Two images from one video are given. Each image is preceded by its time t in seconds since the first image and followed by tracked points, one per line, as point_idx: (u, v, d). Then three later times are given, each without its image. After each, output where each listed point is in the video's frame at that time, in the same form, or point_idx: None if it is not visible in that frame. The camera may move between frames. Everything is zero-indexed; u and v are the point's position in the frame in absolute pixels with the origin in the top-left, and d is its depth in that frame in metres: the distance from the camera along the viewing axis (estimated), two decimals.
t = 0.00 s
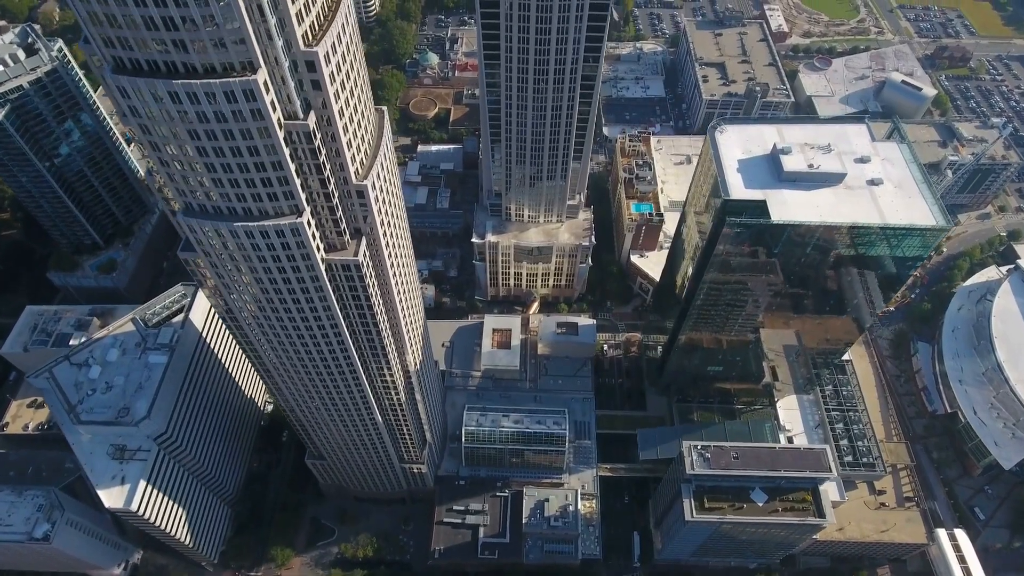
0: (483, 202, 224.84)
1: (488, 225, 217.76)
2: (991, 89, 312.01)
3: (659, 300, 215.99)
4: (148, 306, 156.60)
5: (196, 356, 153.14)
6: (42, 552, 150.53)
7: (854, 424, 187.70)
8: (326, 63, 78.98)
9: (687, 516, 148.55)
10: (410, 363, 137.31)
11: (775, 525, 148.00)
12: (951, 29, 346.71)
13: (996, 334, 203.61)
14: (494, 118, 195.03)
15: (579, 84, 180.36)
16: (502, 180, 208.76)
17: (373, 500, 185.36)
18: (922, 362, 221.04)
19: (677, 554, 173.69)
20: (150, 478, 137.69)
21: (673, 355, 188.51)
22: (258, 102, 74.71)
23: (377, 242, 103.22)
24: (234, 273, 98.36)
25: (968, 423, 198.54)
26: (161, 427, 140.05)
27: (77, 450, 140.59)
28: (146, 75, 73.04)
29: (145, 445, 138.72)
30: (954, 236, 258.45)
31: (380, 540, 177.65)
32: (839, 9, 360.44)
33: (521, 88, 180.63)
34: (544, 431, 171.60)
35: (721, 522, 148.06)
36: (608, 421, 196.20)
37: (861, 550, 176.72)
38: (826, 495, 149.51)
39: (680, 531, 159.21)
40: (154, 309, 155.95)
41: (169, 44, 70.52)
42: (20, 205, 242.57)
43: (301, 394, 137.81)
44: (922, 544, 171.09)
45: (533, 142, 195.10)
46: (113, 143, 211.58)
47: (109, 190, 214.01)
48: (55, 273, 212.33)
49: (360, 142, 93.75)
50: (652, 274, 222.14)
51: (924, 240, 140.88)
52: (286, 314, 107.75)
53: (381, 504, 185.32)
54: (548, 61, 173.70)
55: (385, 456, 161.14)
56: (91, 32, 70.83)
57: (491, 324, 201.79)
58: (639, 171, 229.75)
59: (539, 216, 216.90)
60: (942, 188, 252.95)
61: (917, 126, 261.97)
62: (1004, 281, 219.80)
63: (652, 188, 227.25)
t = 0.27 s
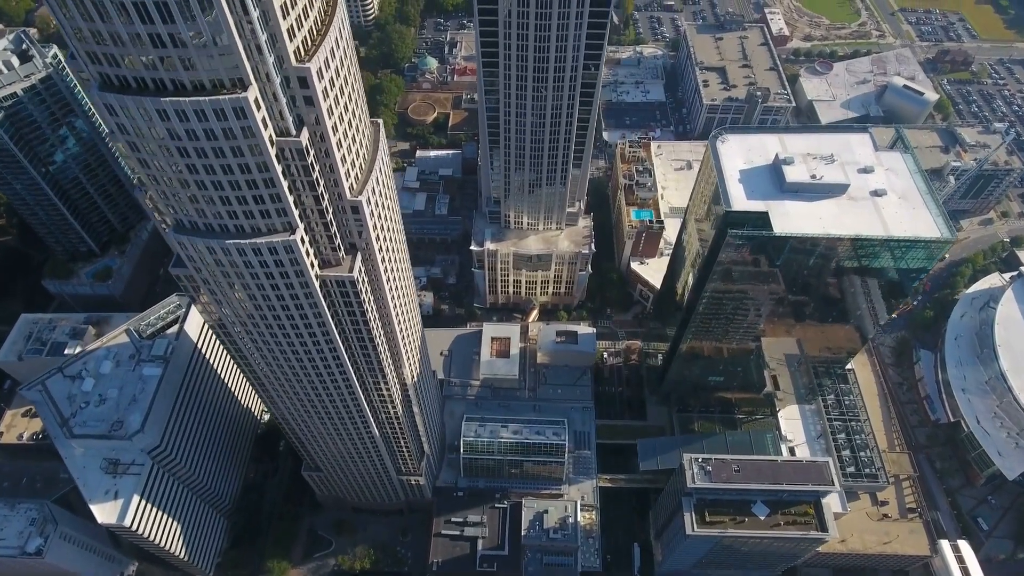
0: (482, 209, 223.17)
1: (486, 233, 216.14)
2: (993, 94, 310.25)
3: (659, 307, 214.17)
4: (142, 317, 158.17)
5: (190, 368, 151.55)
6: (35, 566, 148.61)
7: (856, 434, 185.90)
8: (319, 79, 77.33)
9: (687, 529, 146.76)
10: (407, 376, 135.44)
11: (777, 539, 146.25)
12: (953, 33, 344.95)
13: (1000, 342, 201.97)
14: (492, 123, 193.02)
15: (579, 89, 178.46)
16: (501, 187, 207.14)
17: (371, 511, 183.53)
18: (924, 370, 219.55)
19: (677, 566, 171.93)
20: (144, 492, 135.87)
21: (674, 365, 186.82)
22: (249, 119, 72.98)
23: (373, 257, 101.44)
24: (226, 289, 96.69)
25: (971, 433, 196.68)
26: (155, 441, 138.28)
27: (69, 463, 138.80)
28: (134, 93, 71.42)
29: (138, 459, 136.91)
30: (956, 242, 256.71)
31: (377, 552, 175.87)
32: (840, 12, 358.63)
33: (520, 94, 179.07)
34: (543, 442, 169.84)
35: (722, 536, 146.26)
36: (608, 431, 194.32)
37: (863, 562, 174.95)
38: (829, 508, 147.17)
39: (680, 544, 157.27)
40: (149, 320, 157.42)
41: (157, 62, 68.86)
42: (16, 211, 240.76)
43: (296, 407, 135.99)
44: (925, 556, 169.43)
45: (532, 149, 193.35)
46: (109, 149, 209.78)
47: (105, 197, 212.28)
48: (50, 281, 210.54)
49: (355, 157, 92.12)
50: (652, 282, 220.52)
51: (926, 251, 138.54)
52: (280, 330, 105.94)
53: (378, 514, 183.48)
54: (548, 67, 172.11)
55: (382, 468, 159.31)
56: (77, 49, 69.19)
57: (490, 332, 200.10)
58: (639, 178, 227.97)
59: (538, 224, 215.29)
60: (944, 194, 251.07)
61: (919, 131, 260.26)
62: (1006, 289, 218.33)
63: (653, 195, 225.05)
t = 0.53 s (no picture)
0: (481, 216, 221.52)
1: (486, 240, 214.47)
2: (995, 97, 308.53)
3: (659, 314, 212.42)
4: (137, 326, 155.36)
5: (186, 379, 149.82)
6: None
7: (858, 443, 184.23)
8: (312, 94, 75.60)
9: (689, 543, 144.85)
10: (404, 388, 133.86)
11: (779, 552, 144.48)
12: (954, 35, 343.23)
13: (1003, 349, 199.67)
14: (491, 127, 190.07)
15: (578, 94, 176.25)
16: (499, 193, 205.51)
17: (368, 521, 181.94)
18: (927, 378, 218.24)
19: None
20: (138, 506, 134.38)
21: (674, 374, 185.21)
22: (240, 136, 71.25)
23: (369, 272, 99.80)
24: (220, 305, 95.21)
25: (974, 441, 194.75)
26: (150, 454, 136.75)
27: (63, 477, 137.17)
28: (122, 110, 69.64)
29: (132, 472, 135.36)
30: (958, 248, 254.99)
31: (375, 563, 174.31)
32: (841, 15, 356.73)
33: (519, 100, 177.53)
34: (543, 452, 168.07)
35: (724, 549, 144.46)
36: (608, 440, 192.58)
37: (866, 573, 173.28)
38: (832, 521, 144.75)
39: (681, 557, 155.20)
40: (144, 329, 154.85)
41: (145, 78, 67.04)
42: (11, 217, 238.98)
43: (292, 420, 134.37)
44: (929, 568, 167.71)
45: (532, 155, 191.67)
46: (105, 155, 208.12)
47: (101, 203, 210.62)
48: (46, 288, 208.76)
49: (350, 171, 90.40)
50: (653, 288, 218.91)
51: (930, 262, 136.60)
52: (275, 345, 104.39)
53: (376, 524, 181.92)
54: (547, 72, 170.53)
55: (379, 479, 157.79)
56: (63, 65, 67.44)
57: (489, 340, 198.46)
58: (639, 183, 226.17)
59: (538, 231, 213.61)
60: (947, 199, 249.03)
61: (921, 136, 258.68)
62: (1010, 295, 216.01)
63: (653, 201, 224.21)
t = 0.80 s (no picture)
0: (480, 223, 219.83)
1: (484, 247, 212.85)
2: (998, 101, 306.75)
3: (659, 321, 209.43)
4: (131, 339, 157.04)
5: (180, 391, 148.08)
6: None
7: (860, 454, 184.05)
8: (304, 111, 73.89)
9: (690, 557, 142.73)
10: (401, 402, 131.95)
11: (781, 566, 142.57)
12: (956, 39, 341.53)
13: (1007, 358, 198.00)
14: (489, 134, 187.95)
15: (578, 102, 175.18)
16: (498, 200, 203.95)
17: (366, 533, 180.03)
18: (930, 386, 216.35)
19: None
20: (132, 521, 132.50)
21: (674, 383, 183.51)
22: (229, 155, 69.47)
23: (364, 288, 97.99)
24: (212, 323, 93.63)
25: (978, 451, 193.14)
26: (143, 468, 134.94)
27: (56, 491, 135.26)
28: (108, 128, 67.89)
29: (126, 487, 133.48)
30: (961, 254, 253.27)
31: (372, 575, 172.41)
32: (842, 18, 355.17)
33: (518, 107, 176.06)
34: (542, 463, 165.97)
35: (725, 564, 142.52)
36: (608, 450, 190.98)
37: None
38: (834, 535, 143.72)
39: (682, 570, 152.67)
40: (138, 341, 156.34)
41: (132, 96, 65.32)
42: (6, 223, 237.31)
43: (287, 434, 132.48)
44: None
45: (531, 162, 189.97)
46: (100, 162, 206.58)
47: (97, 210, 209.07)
48: (40, 296, 207.15)
49: (345, 187, 88.53)
50: (653, 296, 217.29)
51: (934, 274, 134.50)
52: (268, 361, 102.66)
53: (374, 536, 179.98)
54: (546, 80, 168.98)
55: (377, 492, 155.89)
56: (48, 83, 65.79)
57: (488, 348, 196.85)
58: (639, 190, 224.22)
59: (537, 238, 211.87)
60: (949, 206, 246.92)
61: (923, 141, 257.05)
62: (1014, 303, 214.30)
63: (653, 208, 221.06)
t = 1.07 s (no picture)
0: (479, 229, 218.27)
1: (483, 253, 211.37)
2: (1000, 104, 304.96)
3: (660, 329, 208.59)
4: (125, 348, 152.87)
5: (175, 402, 146.44)
6: None
7: (863, 463, 182.99)
8: (297, 128, 72.15)
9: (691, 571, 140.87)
10: (398, 415, 130.25)
11: None
12: (958, 41, 339.67)
13: (1009, 367, 195.34)
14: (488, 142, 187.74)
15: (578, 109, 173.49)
16: (497, 206, 202.35)
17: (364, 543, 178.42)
18: (932, 394, 214.00)
19: None
20: (125, 535, 130.70)
21: (675, 392, 181.86)
22: (219, 174, 67.80)
23: (360, 303, 96.37)
24: (205, 339, 91.98)
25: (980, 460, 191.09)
26: (137, 481, 133.25)
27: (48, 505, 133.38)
28: (95, 147, 66.21)
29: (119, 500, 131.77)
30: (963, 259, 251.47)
31: None
32: (843, 20, 353.37)
33: (517, 114, 174.43)
34: (541, 474, 164.41)
35: None
36: (608, 459, 189.02)
37: None
38: (836, 548, 142.16)
39: None
40: (131, 352, 151.78)
41: (118, 115, 63.62)
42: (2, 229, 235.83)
43: (282, 447, 130.75)
44: None
45: (530, 168, 188.28)
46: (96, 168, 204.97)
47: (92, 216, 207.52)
48: (36, 303, 205.73)
49: (340, 203, 86.81)
50: (653, 303, 215.57)
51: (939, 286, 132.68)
52: (263, 377, 100.93)
53: (372, 547, 178.38)
54: (546, 86, 167.29)
55: (374, 504, 154.14)
56: (32, 101, 64.13)
57: (487, 356, 195.44)
58: (640, 196, 222.29)
59: (536, 245, 210.19)
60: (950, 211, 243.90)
61: (925, 146, 255.52)
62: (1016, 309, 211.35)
63: (653, 213, 219.28)
